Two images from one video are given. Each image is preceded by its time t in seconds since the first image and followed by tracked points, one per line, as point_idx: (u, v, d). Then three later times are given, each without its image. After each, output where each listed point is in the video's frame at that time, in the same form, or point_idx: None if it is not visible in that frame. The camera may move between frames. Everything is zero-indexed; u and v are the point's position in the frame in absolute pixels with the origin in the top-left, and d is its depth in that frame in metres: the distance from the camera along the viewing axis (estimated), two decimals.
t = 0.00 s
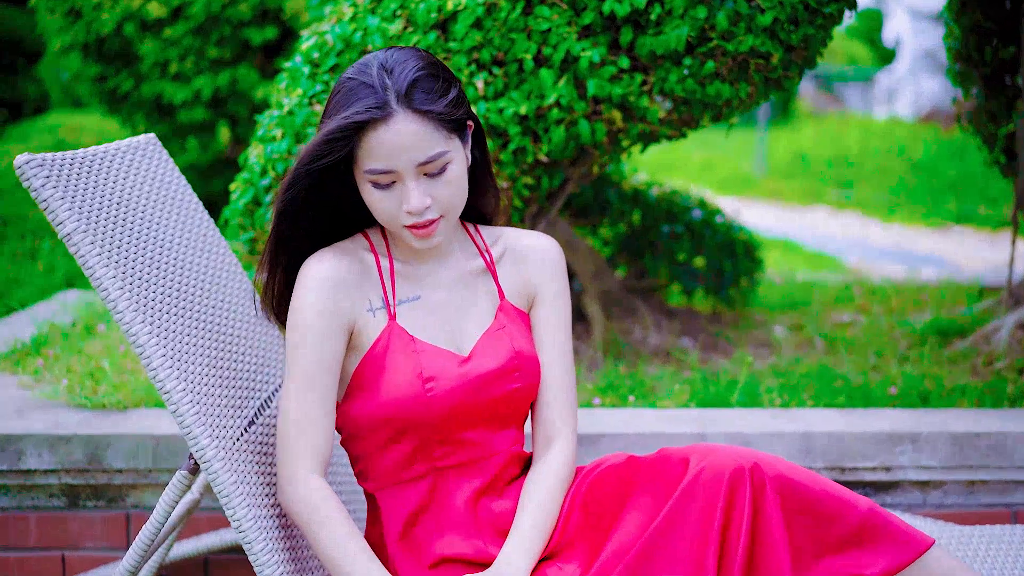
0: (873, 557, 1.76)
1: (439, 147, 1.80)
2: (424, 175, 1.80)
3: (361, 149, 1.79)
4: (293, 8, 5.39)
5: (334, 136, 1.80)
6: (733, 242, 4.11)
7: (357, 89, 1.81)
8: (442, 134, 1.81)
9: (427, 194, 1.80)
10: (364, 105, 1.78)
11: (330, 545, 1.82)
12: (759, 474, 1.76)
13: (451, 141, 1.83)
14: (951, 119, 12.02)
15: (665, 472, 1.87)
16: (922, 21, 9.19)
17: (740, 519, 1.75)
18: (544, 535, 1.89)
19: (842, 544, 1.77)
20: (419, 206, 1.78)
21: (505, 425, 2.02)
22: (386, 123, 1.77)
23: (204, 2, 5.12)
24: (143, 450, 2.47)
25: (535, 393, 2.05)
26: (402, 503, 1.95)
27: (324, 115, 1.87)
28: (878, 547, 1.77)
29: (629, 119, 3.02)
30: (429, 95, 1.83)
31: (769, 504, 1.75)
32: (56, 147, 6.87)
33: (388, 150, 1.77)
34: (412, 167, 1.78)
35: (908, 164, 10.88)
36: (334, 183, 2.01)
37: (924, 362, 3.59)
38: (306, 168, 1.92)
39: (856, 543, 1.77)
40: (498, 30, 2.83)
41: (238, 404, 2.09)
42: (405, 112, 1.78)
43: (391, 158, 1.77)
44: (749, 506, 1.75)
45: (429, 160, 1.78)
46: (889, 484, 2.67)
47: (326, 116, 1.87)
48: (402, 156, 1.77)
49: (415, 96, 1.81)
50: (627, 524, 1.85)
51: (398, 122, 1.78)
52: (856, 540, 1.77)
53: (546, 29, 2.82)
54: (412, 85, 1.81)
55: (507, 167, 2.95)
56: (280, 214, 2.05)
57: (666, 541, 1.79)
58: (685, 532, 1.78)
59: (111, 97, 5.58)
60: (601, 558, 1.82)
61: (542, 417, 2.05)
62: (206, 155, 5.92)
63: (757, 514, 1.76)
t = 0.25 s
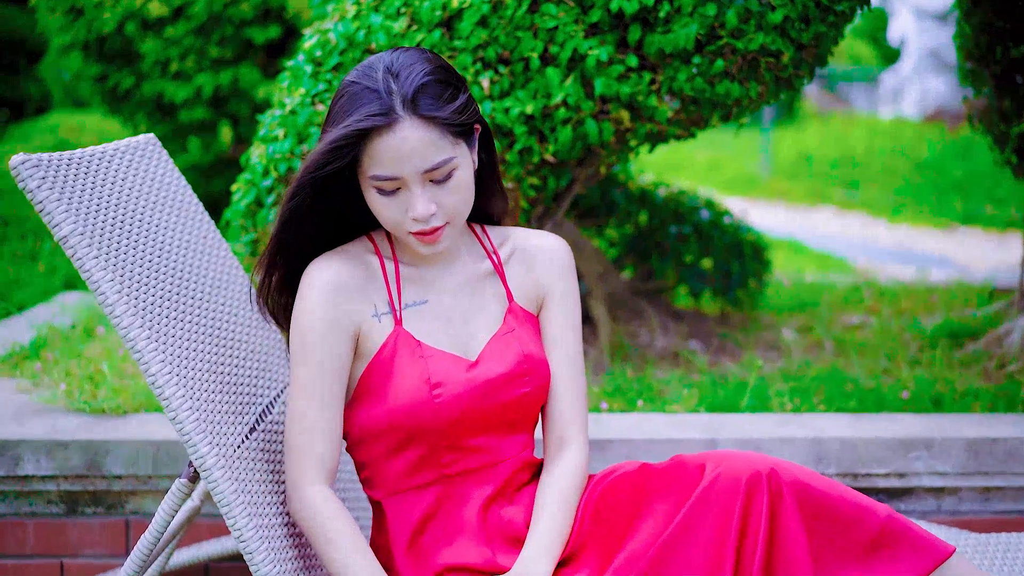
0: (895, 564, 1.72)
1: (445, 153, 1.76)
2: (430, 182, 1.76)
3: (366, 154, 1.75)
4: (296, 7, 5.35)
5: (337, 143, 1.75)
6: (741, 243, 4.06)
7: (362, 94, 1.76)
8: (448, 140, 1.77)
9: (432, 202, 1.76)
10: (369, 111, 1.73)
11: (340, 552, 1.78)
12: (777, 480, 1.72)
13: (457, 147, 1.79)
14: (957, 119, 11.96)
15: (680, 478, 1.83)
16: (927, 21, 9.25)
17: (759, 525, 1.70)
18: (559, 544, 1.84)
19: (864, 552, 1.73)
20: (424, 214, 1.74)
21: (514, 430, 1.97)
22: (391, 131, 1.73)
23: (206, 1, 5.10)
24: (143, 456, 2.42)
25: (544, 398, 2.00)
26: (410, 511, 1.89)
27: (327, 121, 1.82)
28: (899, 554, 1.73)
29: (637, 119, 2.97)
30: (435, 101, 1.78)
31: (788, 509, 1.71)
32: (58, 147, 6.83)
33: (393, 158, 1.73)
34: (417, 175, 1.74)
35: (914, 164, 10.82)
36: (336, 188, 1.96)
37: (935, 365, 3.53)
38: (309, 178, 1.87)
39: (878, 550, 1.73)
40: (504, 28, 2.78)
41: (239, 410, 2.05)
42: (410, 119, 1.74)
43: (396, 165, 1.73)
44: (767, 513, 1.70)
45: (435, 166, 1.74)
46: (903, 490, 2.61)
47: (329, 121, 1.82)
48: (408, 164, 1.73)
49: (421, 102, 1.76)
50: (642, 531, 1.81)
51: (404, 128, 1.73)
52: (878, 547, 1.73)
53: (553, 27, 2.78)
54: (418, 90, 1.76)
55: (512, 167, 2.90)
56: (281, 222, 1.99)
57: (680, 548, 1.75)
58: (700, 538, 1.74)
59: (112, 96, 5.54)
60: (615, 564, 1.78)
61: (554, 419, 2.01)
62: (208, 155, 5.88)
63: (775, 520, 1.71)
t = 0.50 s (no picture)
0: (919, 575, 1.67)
1: (453, 159, 1.72)
2: (437, 189, 1.72)
3: (371, 160, 1.70)
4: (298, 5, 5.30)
5: (342, 150, 1.71)
6: (750, 245, 4.00)
7: (366, 99, 1.72)
8: (456, 146, 1.72)
9: (440, 209, 1.72)
10: (374, 117, 1.68)
11: (343, 565, 1.75)
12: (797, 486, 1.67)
13: (466, 152, 1.74)
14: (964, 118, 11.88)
15: (695, 484, 1.77)
16: (933, 21, 9.29)
17: (777, 533, 1.65)
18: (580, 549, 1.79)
19: (886, 562, 1.67)
20: (432, 221, 1.70)
21: (525, 438, 1.91)
22: (397, 137, 1.68)
23: None
24: (142, 463, 2.37)
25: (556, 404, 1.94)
26: (419, 520, 1.84)
27: (331, 126, 1.78)
28: (923, 564, 1.67)
29: (646, 119, 2.92)
30: (442, 106, 1.74)
31: (807, 517, 1.66)
32: (59, 147, 6.79)
33: (399, 164, 1.68)
34: (425, 181, 1.70)
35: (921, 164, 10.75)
36: (344, 198, 1.91)
37: (948, 369, 3.47)
38: (313, 186, 1.83)
39: (901, 561, 1.67)
40: (511, 26, 2.74)
41: (241, 415, 1.99)
42: (417, 125, 1.69)
43: (403, 171, 1.69)
44: (786, 519, 1.66)
45: (443, 173, 1.70)
46: (918, 498, 2.55)
47: (333, 126, 1.77)
48: (415, 170, 1.69)
49: (427, 107, 1.71)
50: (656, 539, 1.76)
51: (410, 133, 1.68)
52: (901, 558, 1.68)
53: (561, 25, 2.72)
54: (425, 94, 1.72)
55: (519, 168, 2.85)
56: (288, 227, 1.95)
57: (695, 554, 1.70)
58: (715, 545, 1.69)
59: (114, 96, 5.50)
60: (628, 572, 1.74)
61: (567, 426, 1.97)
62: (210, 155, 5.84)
63: (794, 529, 1.67)
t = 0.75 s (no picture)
0: None
1: (466, 167, 1.67)
2: (449, 196, 1.68)
3: (382, 167, 1.66)
4: (302, 4, 5.26)
5: (351, 156, 1.67)
6: (760, 247, 3.95)
7: (376, 104, 1.67)
8: (469, 153, 1.67)
9: (452, 217, 1.67)
10: (384, 122, 1.64)
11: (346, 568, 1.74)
12: (820, 497, 1.64)
13: (480, 159, 1.69)
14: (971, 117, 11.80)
15: (712, 495, 1.73)
16: (939, 20, 9.33)
17: (799, 544, 1.63)
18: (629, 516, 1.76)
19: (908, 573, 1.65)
20: (443, 229, 1.65)
21: (537, 448, 1.86)
22: (408, 143, 1.64)
23: None
24: (143, 471, 2.31)
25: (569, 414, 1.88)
26: (429, 533, 1.79)
27: (339, 132, 1.73)
28: None
29: (657, 120, 2.86)
30: (456, 111, 1.68)
31: (830, 529, 1.63)
32: (62, 147, 6.75)
33: (410, 171, 1.64)
34: (436, 188, 1.65)
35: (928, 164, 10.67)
36: (351, 202, 1.85)
37: (963, 373, 3.41)
38: (321, 192, 1.78)
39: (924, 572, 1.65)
40: (519, 26, 2.69)
41: (246, 423, 1.94)
42: (429, 131, 1.65)
43: (413, 178, 1.64)
44: (809, 529, 1.64)
45: (454, 181, 1.66)
46: (936, 507, 2.48)
47: (341, 132, 1.72)
48: (426, 177, 1.64)
49: (440, 112, 1.66)
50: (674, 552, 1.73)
51: (422, 141, 1.64)
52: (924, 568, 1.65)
53: (570, 24, 2.68)
54: (438, 100, 1.67)
55: (527, 169, 2.79)
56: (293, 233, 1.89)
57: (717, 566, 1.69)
58: (738, 557, 1.67)
59: (116, 96, 5.46)
60: None
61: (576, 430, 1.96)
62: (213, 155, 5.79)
63: (817, 541, 1.64)
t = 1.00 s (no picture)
0: None
1: (482, 169, 1.63)
2: (465, 200, 1.63)
3: (395, 171, 1.61)
4: (305, 1, 5.21)
5: (363, 160, 1.62)
6: (771, 247, 3.89)
7: (390, 106, 1.63)
8: (486, 155, 1.63)
9: (468, 221, 1.63)
10: (397, 125, 1.60)
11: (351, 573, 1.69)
12: (842, 506, 1.59)
13: (497, 162, 1.65)
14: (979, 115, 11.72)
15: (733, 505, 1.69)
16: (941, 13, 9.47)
17: (821, 553, 1.57)
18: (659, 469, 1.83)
19: None
20: (459, 233, 1.61)
21: (553, 456, 1.81)
22: (423, 146, 1.59)
23: None
24: (146, 476, 2.27)
25: (586, 420, 1.84)
26: (441, 543, 1.74)
27: (351, 135, 1.68)
28: None
29: (668, 118, 2.80)
30: (472, 112, 1.63)
31: (853, 538, 1.58)
32: (65, 145, 6.71)
33: (425, 175, 1.60)
34: (452, 192, 1.61)
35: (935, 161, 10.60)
36: (364, 207, 1.80)
37: (977, 376, 3.36)
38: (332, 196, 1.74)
39: None
40: (529, 23, 2.64)
41: (252, 428, 1.89)
42: (444, 134, 1.60)
43: (429, 181, 1.60)
44: (831, 539, 1.58)
45: (471, 183, 1.61)
46: (954, 513, 2.42)
47: (353, 135, 1.68)
48: (442, 181, 1.60)
49: (456, 114, 1.61)
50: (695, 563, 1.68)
51: (436, 144, 1.59)
52: None
53: (580, 21, 2.63)
54: (454, 101, 1.62)
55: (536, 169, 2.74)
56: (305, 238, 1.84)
57: None
58: (759, 567, 1.61)
59: (118, 93, 5.42)
60: None
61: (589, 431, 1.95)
62: (216, 153, 5.74)
63: (839, 551, 1.58)
